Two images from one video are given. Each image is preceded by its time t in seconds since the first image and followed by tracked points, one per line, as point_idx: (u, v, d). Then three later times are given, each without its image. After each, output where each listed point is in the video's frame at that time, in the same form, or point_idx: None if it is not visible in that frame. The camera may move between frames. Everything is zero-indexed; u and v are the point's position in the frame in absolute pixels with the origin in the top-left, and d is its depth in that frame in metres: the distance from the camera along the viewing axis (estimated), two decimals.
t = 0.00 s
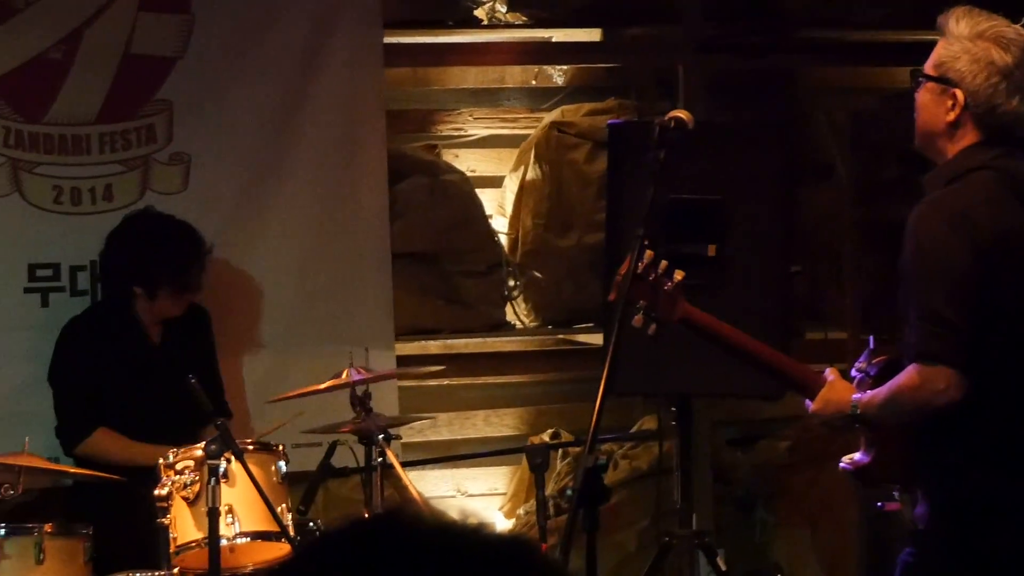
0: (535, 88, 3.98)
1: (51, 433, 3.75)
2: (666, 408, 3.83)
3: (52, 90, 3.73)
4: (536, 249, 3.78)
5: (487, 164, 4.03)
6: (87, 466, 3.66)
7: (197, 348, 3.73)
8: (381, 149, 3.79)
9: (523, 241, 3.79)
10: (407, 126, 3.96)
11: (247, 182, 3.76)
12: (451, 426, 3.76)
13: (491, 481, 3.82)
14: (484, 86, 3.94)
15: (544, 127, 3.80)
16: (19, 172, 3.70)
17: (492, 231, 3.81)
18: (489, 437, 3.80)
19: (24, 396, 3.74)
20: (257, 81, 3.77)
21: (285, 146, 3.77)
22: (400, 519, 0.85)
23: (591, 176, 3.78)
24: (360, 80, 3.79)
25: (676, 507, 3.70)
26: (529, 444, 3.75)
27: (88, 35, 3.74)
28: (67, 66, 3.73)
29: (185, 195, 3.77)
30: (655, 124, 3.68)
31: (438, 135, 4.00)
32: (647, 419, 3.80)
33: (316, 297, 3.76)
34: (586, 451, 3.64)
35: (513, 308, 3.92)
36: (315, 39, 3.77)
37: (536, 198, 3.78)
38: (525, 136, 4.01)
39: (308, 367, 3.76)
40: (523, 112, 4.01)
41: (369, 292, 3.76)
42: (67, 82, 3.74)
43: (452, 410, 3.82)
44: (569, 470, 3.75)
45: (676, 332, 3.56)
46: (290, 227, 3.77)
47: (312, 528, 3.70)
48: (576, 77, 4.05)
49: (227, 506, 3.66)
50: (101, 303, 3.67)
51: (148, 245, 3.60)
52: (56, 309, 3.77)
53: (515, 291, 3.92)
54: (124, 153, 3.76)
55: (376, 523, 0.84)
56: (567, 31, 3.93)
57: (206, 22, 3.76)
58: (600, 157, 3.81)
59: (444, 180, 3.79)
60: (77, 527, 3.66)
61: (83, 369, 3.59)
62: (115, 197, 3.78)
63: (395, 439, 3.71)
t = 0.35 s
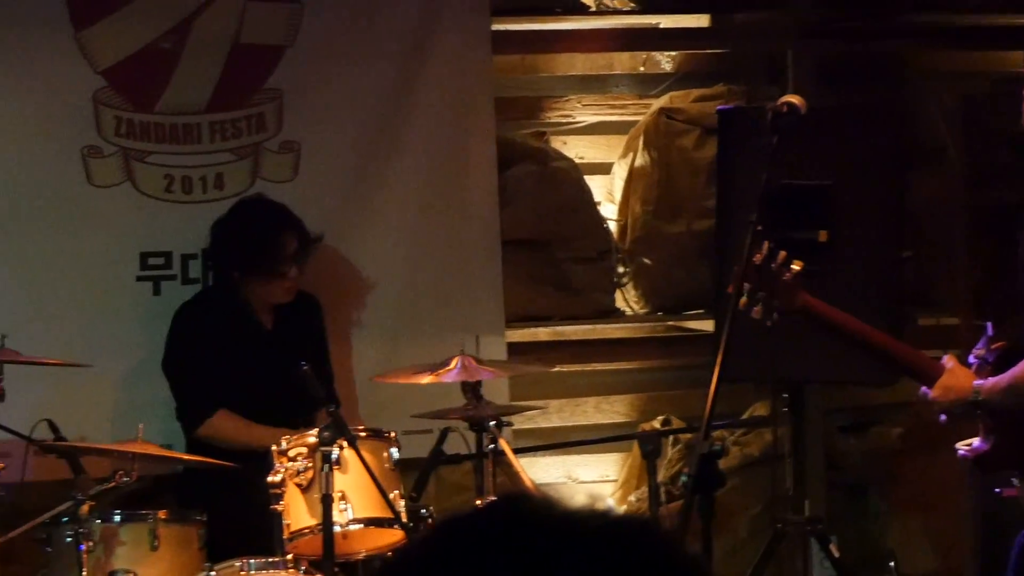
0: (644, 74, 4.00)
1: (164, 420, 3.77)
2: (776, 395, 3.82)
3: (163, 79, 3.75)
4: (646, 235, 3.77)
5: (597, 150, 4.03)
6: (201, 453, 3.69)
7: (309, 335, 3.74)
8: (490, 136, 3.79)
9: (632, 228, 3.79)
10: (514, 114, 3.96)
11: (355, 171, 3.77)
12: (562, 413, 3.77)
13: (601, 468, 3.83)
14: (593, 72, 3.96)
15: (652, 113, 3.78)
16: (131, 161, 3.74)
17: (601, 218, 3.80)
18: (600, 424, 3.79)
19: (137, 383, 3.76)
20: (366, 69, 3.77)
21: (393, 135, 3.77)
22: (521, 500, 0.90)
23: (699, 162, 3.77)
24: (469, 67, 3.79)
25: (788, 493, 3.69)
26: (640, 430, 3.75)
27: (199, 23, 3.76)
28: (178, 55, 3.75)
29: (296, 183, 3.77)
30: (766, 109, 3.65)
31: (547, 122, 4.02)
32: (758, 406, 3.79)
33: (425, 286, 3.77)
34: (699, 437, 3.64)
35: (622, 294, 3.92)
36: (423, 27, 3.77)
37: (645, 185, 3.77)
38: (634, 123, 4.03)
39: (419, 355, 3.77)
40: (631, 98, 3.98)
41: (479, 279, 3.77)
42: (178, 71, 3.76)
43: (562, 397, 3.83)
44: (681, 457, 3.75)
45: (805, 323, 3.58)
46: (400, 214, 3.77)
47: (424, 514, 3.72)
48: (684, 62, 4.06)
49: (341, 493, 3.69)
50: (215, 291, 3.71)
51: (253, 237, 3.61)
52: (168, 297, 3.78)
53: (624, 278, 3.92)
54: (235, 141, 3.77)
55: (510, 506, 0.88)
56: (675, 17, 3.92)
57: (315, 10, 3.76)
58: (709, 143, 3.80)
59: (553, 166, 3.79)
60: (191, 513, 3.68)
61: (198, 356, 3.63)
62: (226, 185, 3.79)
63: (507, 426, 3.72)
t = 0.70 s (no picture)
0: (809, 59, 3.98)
1: (333, 408, 3.78)
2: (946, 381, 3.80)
3: (329, 69, 3.75)
4: (814, 221, 3.75)
5: (762, 136, 3.99)
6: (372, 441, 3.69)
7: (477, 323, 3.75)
8: (655, 122, 3.76)
9: (799, 214, 3.77)
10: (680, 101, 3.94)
11: (521, 158, 3.75)
12: (730, 400, 3.78)
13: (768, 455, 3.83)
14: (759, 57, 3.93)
15: (819, 99, 3.76)
16: (299, 150, 3.74)
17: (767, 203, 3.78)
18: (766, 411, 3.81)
19: (305, 372, 3.77)
20: (531, 56, 3.76)
21: (557, 121, 3.75)
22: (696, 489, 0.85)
23: (868, 147, 3.74)
24: (633, 54, 3.77)
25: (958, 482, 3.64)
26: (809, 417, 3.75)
27: (364, 14, 3.76)
28: (344, 45, 3.76)
29: (461, 172, 3.76)
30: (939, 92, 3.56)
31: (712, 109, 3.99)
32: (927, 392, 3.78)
33: (591, 273, 3.75)
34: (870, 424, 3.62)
35: (787, 281, 3.92)
36: (588, 14, 3.76)
37: (812, 170, 3.75)
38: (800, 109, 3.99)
39: (585, 342, 3.76)
40: (798, 84, 3.98)
41: (646, 265, 3.75)
42: (344, 60, 3.76)
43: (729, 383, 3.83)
44: (849, 444, 3.76)
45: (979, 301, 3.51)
46: (566, 201, 3.74)
47: (593, 501, 3.74)
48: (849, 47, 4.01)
49: (510, 480, 3.70)
50: (384, 279, 3.74)
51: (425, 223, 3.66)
52: (335, 286, 3.79)
53: (790, 264, 3.91)
54: (401, 130, 3.76)
55: (677, 495, 0.84)
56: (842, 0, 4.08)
57: None
58: (876, 128, 3.79)
59: (717, 152, 3.77)
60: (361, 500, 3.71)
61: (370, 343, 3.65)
62: (392, 174, 3.77)
63: (676, 412, 3.74)
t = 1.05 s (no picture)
0: (955, 20, 4.00)
1: (478, 372, 3.77)
2: None
3: (473, 33, 3.74)
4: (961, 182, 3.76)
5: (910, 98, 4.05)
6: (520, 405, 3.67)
7: (623, 286, 3.73)
8: (803, 85, 3.72)
9: (945, 175, 3.78)
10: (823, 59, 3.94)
11: (666, 120, 3.72)
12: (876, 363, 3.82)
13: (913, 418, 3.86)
14: (905, 18, 3.97)
15: (965, 60, 3.76)
16: (442, 115, 3.73)
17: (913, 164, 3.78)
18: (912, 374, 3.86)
19: (450, 337, 3.76)
20: (676, 17, 3.71)
21: (703, 83, 3.71)
22: (837, 466, 0.85)
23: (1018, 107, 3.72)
24: (780, 15, 3.71)
25: None
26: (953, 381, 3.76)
27: None
28: (487, 9, 3.74)
29: (606, 135, 3.73)
30: None
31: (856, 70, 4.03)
32: None
33: (736, 235, 3.72)
34: None
35: (933, 242, 3.93)
36: None
37: (959, 131, 3.75)
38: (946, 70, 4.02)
39: (731, 304, 3.74)
40: (944, 44, 4.01)
41: (791, 229, 3.73)
42: (488, 25, 3.74)
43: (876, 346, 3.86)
44: (996, 407, 3.78)
45: None
46: (712, 165, 3.71)
47: (739, 465, 3.73)
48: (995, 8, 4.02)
49: (655, 444, 3.65)
50: (530, 242, 3.70)
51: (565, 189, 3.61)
52: (479, 250, 3.78)
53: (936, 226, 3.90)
54: (546, 94, 3.73)
55: (817, 478, 0.84)
56: None
57: None
58: None
59: (863, 113, 3.75)
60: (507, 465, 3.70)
61: (517, 308, 3.63)
62: (536, 137, 3.75)
63: (822, 376, 3.71)
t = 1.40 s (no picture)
0: None
1: (539, 362, 3.64)
2: None
3: (531, 12, 3.60)
4: None
5: (986, 76, 4.07)
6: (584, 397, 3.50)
7: (689, 273, 3.58)
8: (875, 64, 3.61)
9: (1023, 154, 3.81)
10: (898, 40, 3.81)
11: (731, 102, 3.60)
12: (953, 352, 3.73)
13: (991, 410, 3.74)
14: None
15: None
16: (500, 96, 3.60)
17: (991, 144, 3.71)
18: (990, 363, 3.77)
19: (509, 326, 3.63)
20: None
21: (771, 63, 3.60)
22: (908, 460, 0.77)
23: None
24: None
25: None
26: None
27: None
28: None
29: (670, 116, 3.61)
30: None
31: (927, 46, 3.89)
32: None
33: (806, 220, 3.61)
34: None
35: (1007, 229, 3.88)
36: None
37: None
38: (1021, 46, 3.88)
39: (801, 291, 3.61)
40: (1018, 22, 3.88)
41: (864, 211, 3.61)
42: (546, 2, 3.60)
43: (951, 335, 3.77)
44: None
45: None
46: (782, 146, 3.61)
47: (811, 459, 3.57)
48: None
49: (723, 436, 3.51)
50: (592, 229, 3.58)
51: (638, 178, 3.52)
52: (538, 235, 3.65)
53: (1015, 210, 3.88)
54: (607, 74, 3.62)
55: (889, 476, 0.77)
56: None
57: None
58: None
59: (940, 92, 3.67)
60: (568, 460, 3.55)
61: (580, 295, 3.49)
62: (598, 118, 3.64)
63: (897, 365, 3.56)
